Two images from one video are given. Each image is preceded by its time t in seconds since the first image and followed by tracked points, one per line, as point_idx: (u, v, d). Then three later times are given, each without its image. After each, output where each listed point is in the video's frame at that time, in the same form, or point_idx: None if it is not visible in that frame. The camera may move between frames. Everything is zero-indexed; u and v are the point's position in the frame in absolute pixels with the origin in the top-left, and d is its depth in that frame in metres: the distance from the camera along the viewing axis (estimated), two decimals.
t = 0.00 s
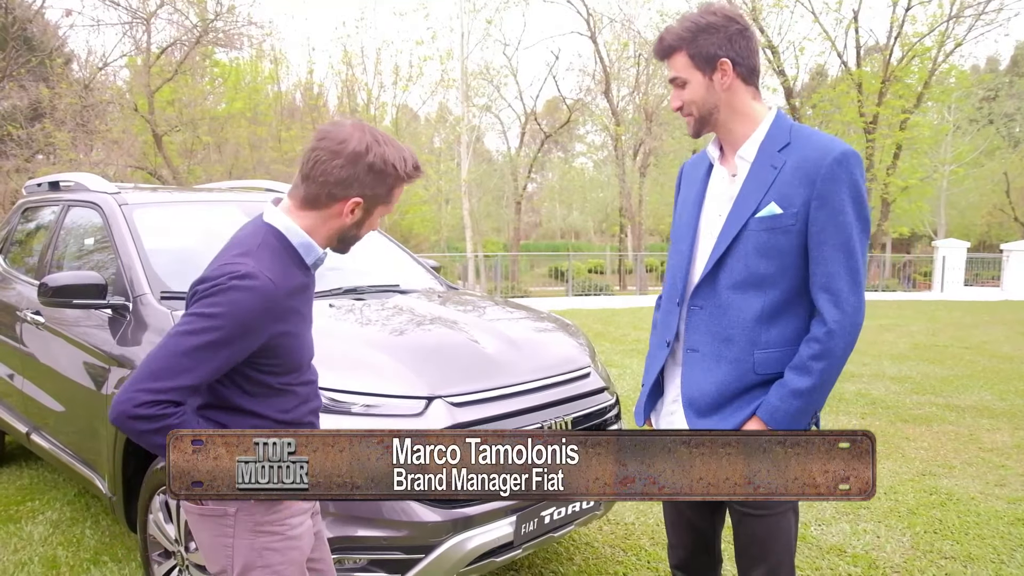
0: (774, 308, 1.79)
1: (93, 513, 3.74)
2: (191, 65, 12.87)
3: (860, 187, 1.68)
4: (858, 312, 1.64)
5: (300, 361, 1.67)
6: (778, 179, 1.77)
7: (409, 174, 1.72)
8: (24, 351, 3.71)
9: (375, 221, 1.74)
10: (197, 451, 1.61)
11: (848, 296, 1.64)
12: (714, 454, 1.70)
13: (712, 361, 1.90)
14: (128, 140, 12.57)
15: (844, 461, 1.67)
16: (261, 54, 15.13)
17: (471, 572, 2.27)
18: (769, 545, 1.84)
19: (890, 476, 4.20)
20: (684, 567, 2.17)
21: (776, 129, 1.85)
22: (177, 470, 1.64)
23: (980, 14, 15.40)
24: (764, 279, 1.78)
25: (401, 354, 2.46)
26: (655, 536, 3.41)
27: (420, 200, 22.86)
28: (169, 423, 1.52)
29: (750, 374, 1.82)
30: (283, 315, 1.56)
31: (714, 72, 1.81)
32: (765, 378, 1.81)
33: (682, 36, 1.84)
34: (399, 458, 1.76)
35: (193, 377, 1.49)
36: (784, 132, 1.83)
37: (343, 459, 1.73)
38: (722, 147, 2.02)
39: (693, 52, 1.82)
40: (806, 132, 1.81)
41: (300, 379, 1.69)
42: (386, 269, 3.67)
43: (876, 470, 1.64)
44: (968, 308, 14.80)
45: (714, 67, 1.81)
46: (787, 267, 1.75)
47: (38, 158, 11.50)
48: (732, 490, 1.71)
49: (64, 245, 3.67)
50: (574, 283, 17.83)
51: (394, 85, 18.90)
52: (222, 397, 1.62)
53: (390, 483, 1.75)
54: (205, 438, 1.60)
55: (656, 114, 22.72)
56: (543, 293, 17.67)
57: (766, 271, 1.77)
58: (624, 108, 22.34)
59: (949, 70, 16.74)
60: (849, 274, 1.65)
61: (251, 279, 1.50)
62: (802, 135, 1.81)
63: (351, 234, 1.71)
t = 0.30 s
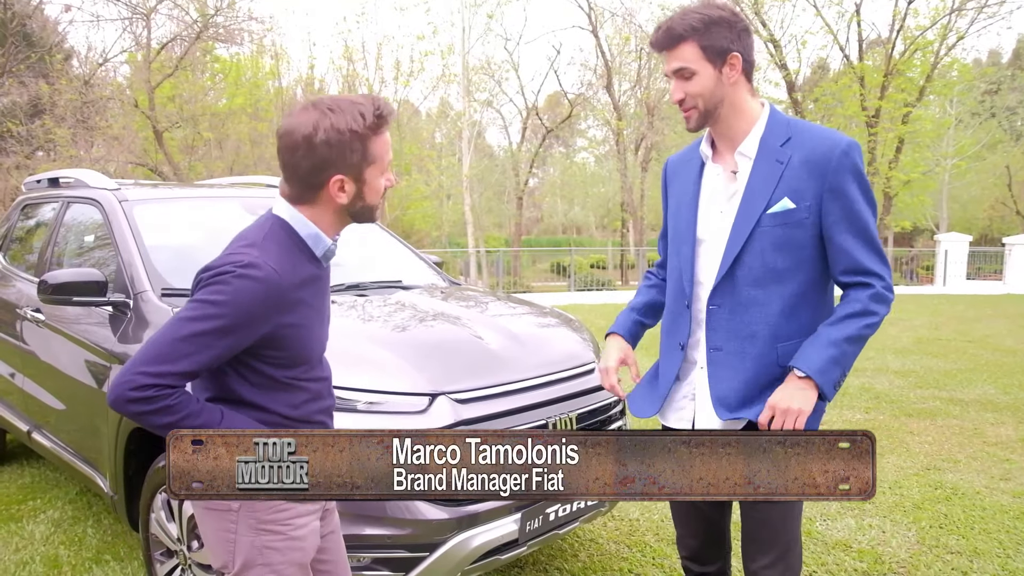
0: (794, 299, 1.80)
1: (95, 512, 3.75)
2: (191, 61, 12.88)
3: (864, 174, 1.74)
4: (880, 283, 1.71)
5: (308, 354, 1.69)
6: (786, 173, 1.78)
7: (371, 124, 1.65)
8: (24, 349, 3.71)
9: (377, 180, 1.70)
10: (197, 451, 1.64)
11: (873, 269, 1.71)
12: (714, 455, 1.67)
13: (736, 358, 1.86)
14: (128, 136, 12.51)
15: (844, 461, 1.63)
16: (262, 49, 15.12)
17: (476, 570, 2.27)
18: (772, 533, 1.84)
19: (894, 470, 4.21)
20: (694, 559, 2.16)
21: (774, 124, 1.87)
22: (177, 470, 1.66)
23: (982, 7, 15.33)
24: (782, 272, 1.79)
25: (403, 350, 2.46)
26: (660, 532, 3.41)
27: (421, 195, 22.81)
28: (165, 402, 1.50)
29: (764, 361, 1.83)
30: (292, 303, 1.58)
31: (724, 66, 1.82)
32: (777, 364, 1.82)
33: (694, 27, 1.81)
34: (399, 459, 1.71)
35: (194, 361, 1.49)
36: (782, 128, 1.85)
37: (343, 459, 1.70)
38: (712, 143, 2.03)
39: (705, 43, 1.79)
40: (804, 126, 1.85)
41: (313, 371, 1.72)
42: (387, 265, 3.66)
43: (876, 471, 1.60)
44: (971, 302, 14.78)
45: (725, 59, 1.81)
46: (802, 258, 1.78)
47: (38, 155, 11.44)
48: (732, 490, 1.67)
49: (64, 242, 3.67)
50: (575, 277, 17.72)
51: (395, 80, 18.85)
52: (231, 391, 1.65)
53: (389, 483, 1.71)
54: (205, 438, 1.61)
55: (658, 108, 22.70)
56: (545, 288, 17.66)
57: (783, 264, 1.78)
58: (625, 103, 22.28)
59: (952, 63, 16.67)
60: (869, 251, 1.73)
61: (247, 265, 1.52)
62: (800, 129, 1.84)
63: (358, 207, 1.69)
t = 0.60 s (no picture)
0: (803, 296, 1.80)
1: (84, 519, 3.71)
2: (179, 61, 12.79)
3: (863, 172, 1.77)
4: (869, 275, 1.73)
5: (308, 348, 1.71)
6: (793, 172, 1.78)
7: (330, 114, 1.70)
8: (10, 354, 3.66)
9: (352, 167, 1.74)
10: (197, 451, 1.69)
11: (862, 260, 1.73)
12: (714, 454, 1.68)
13: (745, 359, 1.88)
14: (116, 137, 12.37)
15: (843, 461, 1.66)
16: (250, 49, 15.04)
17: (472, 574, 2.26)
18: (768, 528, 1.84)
19: (889, 466, 4.23)
20: (695, 554, 2.15)
21: (778, 127, 1.88)
22: (178, 469, 1.70)
23: (968, 3, 15.46)
24: (791, 271, 1.78)
25: (397, 353, 2.44)
26: (656, 532, 3.41)
27: (411, 194, 22.72)
28: (182, 413, 1.59)
29: (757, 349, 1.86)
30: (276, 294, 1.63)
31: (750, 59, 1.86)
32: (778, 346, 1.84)
33: (727, 14, 1.83)
34: (399, 458, 1.73)
35: (196, 365, 1.58)
36: (786, 130, 1.86)
37: (343, 459, 1.72)
38: (714, 142, 2.02)
39: (739, 32, 1.83)
40: (807, 129, 1.86)
41: (318, 364, 1.73)
42: (379, 265, 3.64)
43: (876, 470, 1.63)
44: (959, 296, 14.88)
45: (752, 52, 1.86)
46: (811, 258, 1.77)
47: (25, 157, 11.29)
48: (732, 490, 1.68)
49: (50, 245, 3.63)
50: (566, 276, 17.62)
51: (384, 79, 18.78)
52: (237, 390, 1.71)
53: (390, 483, 1.73)
54: (205, 438, 1.66)
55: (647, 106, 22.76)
56: (536, 287, 17.64)
57: (794, 264, 1.77)
58: (615, 101, 22.32)
59: (939, 60, 16.80)
60: (865, 251, 1.76)
61: (227, 262, 1.59)
62: (804, 131, 1.85)
63: (339, 197, 1.74)
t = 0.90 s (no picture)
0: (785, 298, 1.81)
1: (60, 525, 3.63)
2: (153, 58, 12.60)
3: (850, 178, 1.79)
4: (858, 279, 1.76)
5: (296, 343, 1.71)
6: (779, 174, 1.79)
7: (315, 116, 1.70)
8: None
9: (341, 168, 1.73)
10: (197, 451, 1.70)
11: (850, 262, 1.76)
12: (714, 454, 1.70)
13: (730, 356, 1.87)
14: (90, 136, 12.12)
15: (844, 461, 1.68)
16: (226, 46, 14.87)
17: None
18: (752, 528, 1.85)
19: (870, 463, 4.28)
20: (679, 553, 2.16)
21: (767, 129, 1.88)
22: (178, 469, 1.73)
23: (942, 3, 15.70)
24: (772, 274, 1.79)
25: (379, 355, 2.42)
26: (640, 532, 3.43)
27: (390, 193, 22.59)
28: (181, 409, 1.61)
29: (741, 350, 1.85)
30: (266, 289, 1.64)
31: (739, 62, 1.85)
32: (756, 349, 1.85)
33: (717, 17, 1.82)
34: (399, 458, 1.77)
35: (191, 360, 1.58)
36: (775, 132, 1.86)
37: (343, 459, 1.75)
38: (704, 143, 2.02)
39: (730, 36, 1.82)
40: (796, 131, 1.86)
41: (307, 359, 1.74)
42: (360, 265, 3.61)
43: (876, 470, 1.65)
44: (936, 292, 15.11)
45: (741, 56, 1.84)
46: (793, 260, 1.79)
47: None
48: (732, 490, 1.70)
49: (23, 245, 3.54)
50: (547, 274, 17.59)
51: (362, 77, 18.65)
52: (225, 385, 1.71)
53: (390, 483, 1.76)
54: (205, 438, 1.68)
55: (627, 104, 22.85)
56: (517, 285, 17.62)
57: (775, 266, 1.78)
58: (595, 99, 22.38)
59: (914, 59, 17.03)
60: (853, 254, 1.79)
61: (218, 256, 1.60)
62: (792, 133, 1.86)
63: (329, 198, 1.74)
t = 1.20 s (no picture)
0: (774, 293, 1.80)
1: (52, 522, 3.61)
2: (141, 48, 12.46)
3: (846, 173, 1.76)
4: (845, 277, 1.74)
5: (297, 333, 1.70)
6: (769, 167, 1.77)
7: (300, 97, 1.68)
8: None
9: (329, 150, 1.72)
10: (196, 452, 1.68)
11: (839, 259, 1.73)
12: (714, 454, 1.71)
13: (716, 348, 1.87)
14: (77, 127, 11.96)
15: (844, 461, 1.68)
16: (215, 36, 14.70)
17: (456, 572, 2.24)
18: (744, 526, 1.86)
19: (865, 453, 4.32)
20: (679, 546, 2.17)
21: (761, 120, 1.85)
22: (178, 469, 1.72)
23: None
24: (759, 268, 1.79)
25: (371, 348, 2.40)
26: (636, 524, 3.44)
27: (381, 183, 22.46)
28: (203, 420, 1.59)
29: (725, 343, 1.85)
30: (268, 278, 1.62)
31: (730, 54, 1.80)
32: (742, 344, 1.83)
33: (705, 9, 1.79)
34: (399, 459, 1.77)
35: (201, 359, 1.55)
36: (769, 123, 1.84)
37: (343, 459, 1.76)
38: (702, 134, 2.02)
39: (713, 28, 1.78)
40: (792, 124, 1.83)
41: (309, 347, 1.73)
42: (353, 258, 3.58)
43: (876, 470, 1.65)
44: (927, 281, 15.20)
45: (730, 46, 1.80)
46: (780, 254, 1.78)
47: None
48: (731, 490, 1.72)
49: (10, 239, 3.49)
50: (539, 264, 17.62)
51: (352, 67, 18.51)
52: (224, 380, 1.68)
53: (390, 483, 1.77)
54: (205, 438, 1.64)
55: (618, 94, 22.81)
56: (508, 275, 17.59)
57: (760, 260, 1.78)
58: (585, 88, 22.33)
59: (905, 47, 17.05)
60: (844, 250, 1.76)
61: (214, 246, 1.58)
62: (787, 125, 1.83)
63: (320, 180, 1.71)
